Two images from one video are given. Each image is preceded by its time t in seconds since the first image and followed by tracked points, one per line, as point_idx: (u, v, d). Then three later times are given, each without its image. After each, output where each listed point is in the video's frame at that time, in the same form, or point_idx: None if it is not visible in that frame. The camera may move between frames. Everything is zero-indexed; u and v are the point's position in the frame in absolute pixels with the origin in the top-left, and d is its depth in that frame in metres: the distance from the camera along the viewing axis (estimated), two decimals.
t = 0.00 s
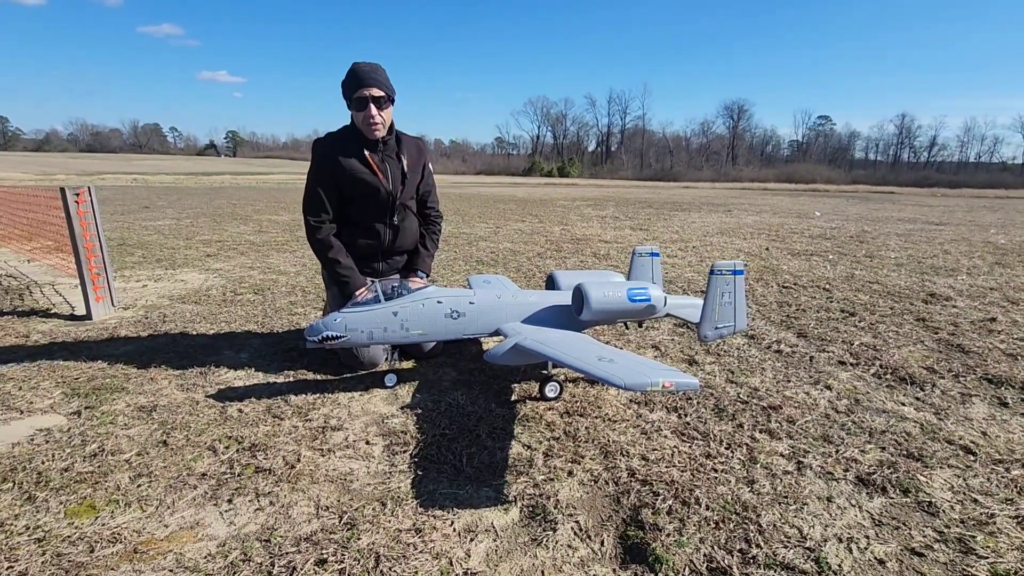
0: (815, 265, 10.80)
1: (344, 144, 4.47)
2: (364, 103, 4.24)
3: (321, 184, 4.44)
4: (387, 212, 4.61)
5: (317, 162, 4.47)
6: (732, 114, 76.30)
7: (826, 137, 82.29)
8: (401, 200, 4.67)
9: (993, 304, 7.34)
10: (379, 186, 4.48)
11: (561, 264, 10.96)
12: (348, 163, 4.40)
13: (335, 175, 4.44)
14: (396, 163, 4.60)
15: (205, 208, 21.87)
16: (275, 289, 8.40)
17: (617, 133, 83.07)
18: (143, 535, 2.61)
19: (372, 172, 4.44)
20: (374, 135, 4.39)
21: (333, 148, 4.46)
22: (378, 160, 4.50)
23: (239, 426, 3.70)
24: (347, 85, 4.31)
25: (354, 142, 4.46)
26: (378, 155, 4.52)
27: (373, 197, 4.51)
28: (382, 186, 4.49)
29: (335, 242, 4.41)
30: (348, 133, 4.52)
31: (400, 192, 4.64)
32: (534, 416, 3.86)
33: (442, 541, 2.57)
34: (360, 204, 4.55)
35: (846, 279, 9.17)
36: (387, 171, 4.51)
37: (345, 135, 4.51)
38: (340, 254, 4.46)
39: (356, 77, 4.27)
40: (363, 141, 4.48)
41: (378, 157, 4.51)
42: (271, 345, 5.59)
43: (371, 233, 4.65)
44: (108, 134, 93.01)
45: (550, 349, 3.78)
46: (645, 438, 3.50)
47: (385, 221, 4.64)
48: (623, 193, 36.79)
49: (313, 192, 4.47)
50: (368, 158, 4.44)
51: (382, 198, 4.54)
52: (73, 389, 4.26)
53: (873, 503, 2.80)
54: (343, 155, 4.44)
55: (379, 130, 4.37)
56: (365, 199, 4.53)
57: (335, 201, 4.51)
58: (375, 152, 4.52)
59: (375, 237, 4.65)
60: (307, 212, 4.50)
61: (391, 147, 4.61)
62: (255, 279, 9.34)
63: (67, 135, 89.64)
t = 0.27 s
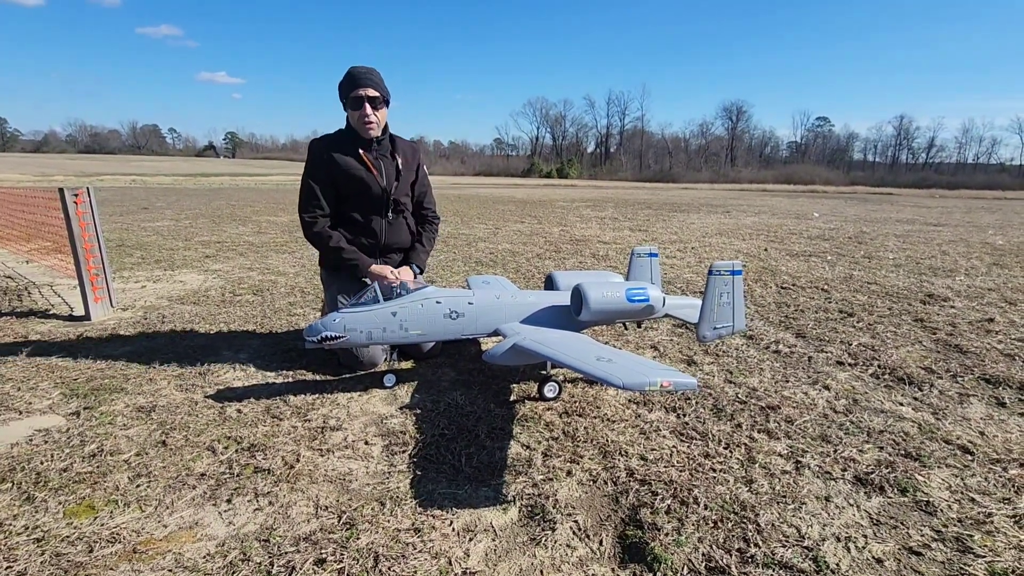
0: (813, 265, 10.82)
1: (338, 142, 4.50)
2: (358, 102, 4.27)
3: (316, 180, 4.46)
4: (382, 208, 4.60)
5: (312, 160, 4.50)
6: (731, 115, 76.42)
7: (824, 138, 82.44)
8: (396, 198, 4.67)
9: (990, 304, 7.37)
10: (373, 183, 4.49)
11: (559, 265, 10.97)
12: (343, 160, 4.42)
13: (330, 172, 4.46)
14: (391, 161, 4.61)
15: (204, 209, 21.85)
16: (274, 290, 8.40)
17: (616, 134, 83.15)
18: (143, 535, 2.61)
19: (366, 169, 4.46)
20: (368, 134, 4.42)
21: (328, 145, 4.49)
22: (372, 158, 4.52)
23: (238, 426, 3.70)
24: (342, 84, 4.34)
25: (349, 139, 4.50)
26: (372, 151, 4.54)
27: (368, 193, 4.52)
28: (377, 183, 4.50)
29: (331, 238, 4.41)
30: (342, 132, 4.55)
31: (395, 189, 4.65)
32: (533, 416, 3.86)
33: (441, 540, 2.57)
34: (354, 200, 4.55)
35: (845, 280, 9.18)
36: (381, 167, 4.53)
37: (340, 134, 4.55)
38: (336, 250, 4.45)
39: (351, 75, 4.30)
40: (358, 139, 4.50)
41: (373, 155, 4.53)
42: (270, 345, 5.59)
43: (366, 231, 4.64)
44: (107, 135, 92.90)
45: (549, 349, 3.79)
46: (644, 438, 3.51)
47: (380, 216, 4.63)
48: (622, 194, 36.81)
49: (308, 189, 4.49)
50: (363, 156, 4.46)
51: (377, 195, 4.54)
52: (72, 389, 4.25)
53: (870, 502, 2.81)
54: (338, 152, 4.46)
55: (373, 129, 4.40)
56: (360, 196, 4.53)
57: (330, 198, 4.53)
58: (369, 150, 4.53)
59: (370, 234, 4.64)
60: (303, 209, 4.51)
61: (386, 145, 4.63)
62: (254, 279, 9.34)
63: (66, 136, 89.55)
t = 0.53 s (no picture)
0: (813, 265, 10.83)
1: (338, 142, 4.52)
2: (357, 104, 4.29)
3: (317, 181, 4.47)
4: (381, 208, 4.60)
5: (312, 160, 4.51)
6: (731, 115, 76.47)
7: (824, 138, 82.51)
8: (395, 199, 4.67)
9: (990, 304, 7.37)
10: (373, 183, 4.49)
11: (559, 265, 10.97)
12: (343, 161, 4.42)
13: (330, 173, 4.47)
14: (390, 162, 4.62)
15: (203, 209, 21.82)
16: (273, 290, 8.39)
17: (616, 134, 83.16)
18: (143, 535, 2.60)
19: (366, 169, 4.46)
20: (366, 136, 4.43)
21: (328, 146, 4.50)
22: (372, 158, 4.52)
23: (238, 425, 3.69)
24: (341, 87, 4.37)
25: (348, 140, 4.51)
26: (371, 152, 4.54)
27: (367, 193, 4.52)
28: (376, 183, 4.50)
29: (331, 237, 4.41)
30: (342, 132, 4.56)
31: (394, 190, 4.65)
32: (533, 415, 3.86)
33: (442, 539, 2.57)
34: (353, 199, 4.55)
35: (844, 280, 9.19)
36: (380, 167, 4.53)
37: (339, 135, 4.56)
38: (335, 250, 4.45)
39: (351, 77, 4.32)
40: (357, 140, 4.51)
41: (372, 155, 4.53)
42: (270, 344, 5.58)
43: (365, 231, 4.64)
44: (106, 135, 92.75)
45: (549, 348, 3.78)
46: (644, 438, 3.50)
47: (379, 216, 4.62)
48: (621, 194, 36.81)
49: (307, 189, 4.50)
50: (362, 156, 4.47)
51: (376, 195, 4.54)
52: (71, 389, 4.25)
53: (871, 501, 2.81)
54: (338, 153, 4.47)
55: (372, 131, 4.39)
56: (359, 196, 4.54)
57: (330, 199, 4.53)
58: (369, 151, 4.54)
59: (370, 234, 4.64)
60: (302, 209, 4.51)
61: (385, 146, 4.64)
62: (254, 279, 9.33)
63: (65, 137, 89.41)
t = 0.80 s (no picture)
0: (812, 266, 10.84)
1: (342, 142, 4.52)
2: (362, 107, 4.27)
3: (319, 179, 4.46)
4: (383, 208, 4.60)
5: (316, 158, 4.51)
6: (730, 116, 76.56)
7: (823, 140, 82.63)
8: (397, 199, 4.68)
9: (989, 304, 7.38)
10: (376, 184, 4.49)
11: (558, 265, 10.98)
12: (347, 161, 4.42)
13: (333, 172, 4.46)
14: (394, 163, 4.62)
15: (202, 209, 21.80)
16: (273, 290, 8.38)
17: (615, 135, 83.22)
18: (142, 534, 2.60)
19: (369, 169, 4.45)
20: (371, 137, 4.45)
21: (331, 145, 4.49)
22: (376, 159, 4.52)
23: (238, 425, 3.69)
24: (347, 87, 4.33)
25: (352, 140, 4.50)
26: (375, 152, 4.55)
27: (369, 194, 4.52)
28: (379, 184, 4.50)
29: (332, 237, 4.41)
30: (346, 132, 4.56)
31: (397, 191, 4.65)
32: (533, 415, 3.86)
33: (442, 539, 2.57)
34: (356, 199, 4.55)
35: (843, 280, 9.20)
36: (384, 167, 4.53)
37: (343, 135, 4.56)
38: (337, 249, 4.45)
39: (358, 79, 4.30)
40: (361, 140, 4.52)
41: (376, 156, 4.53)
42: (270, 344, 5.59)
43: (367, 231, 4.63)
44: (105, 136, 92.64)
45: (549, 348, 3.79)
46: (643, 437, 3.51)
47: (381, 216, 4.63)
48: (621, 194, 36.82)
49: (310, 188, 4.48)
50: (366, 157, 4.46)
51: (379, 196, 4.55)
52: (71, 389, 4.24)
53: (871, 501, 2.81)
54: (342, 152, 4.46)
55: (378, 132, 4.43)
56: (362, 196, 4.53)
57: (332, 198, 4.52)
58: (372, 152, 4.53)
59: (371, 235, 4.64)
60: (304, 207, 4.50)
61: (389, 147, 4.64)
62: (253, 279, 9.33)
63: (64, 137, 89.30)
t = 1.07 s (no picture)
0: (812, 268, 10.85)
1: (348, 143, 4.52)
2: (370, 109, 4.28)
3: (323, 180, 4.46)
4: (386, 211, 4.61)
5: (321, 159, 4.51)
6: (729, 118, 76.68)
7: (822, 142, 82.77)
8: (400, 201, 4.68)
9: (988, 306, 7.39)
10: (379, 186, 4.49)
11: (558, 267, 10.98)
12: (351, 162, 4.42)
13: (338, 173, 4.47)
14: (398, 166, 4.62)
15: (202, 211, 21.80)
16: (273, 292, 8.38)
17: (615, 137, 83.32)
18: (142, 536, 2.60)
19: (373, 171, 4.46)
20: (377, 141, 4.45)
21: (336, 146, 4.50)
22: (380, 161, 4.52)
23: (238, 426, 3.69)
24: (355, 88, 4.34)
25: (358, 141, 4.51)
26: (380, 154, 4.55)
27: (372, 196, 4.52)
28: (383, 186, 4.50)
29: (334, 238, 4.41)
30: (352, 133, 4.56)
31: (400, 193, 4.66)
32: (533, 417, 3.86)
33: (442, 541, 2.57)
34: (359, 200, 4.55)
35: (843, 282, 9.21)
36: (388, 170, 4.54)
37: (349, 136, 4.57)
38: (338, 251, 4.45)
39: (366, 80, 4.31)
40: (366, 142, 4.52)
41: (381, 159, 4.53)
42: (270, 346, 5.58)
43: (368, 233, 4.63)
44: (105, 137, 92.51)
45: (549, 349, 3.79)
46: (644, 439, 3.51)
47: (383, 218, 4.64)
48: (621, 197, 36.86)
49: (313, 188, 4.49)
50: (370, 159, 4.47)
51: (381, 199, 4.55)
52: (71, 390, 4.24)
53: (871, 503, 2.81)
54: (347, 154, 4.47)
55: (384, 136, 4.43)
56: (365, 198, 4.54)
57: (335, 199, 4.53)
58: (377, 154, 4.54)
59: (372, 237, 4.64)
60: (307, 207, 4.50)
61: (393, 150, 4.65)
62: (253, 281, 9.33)
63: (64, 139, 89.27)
